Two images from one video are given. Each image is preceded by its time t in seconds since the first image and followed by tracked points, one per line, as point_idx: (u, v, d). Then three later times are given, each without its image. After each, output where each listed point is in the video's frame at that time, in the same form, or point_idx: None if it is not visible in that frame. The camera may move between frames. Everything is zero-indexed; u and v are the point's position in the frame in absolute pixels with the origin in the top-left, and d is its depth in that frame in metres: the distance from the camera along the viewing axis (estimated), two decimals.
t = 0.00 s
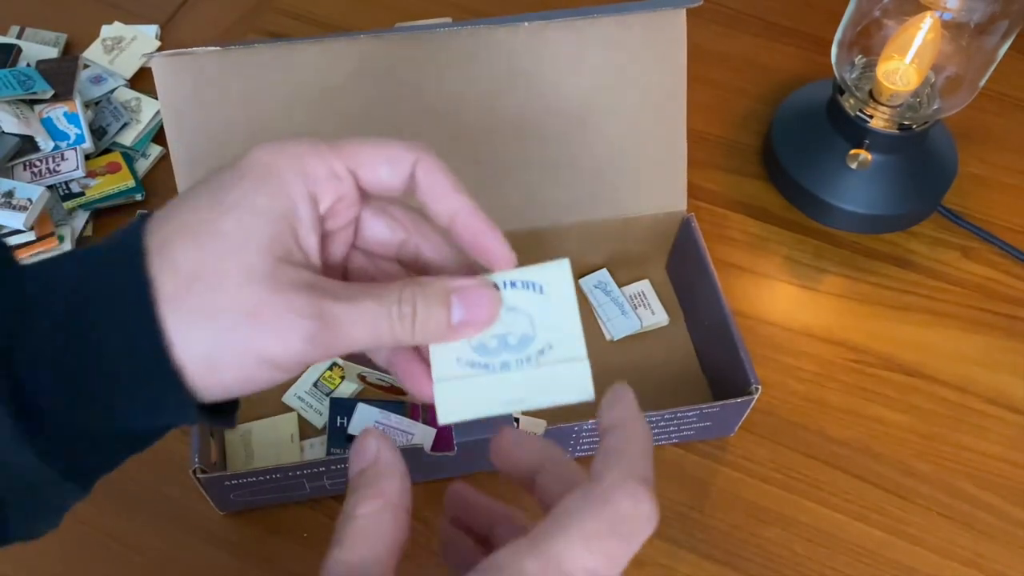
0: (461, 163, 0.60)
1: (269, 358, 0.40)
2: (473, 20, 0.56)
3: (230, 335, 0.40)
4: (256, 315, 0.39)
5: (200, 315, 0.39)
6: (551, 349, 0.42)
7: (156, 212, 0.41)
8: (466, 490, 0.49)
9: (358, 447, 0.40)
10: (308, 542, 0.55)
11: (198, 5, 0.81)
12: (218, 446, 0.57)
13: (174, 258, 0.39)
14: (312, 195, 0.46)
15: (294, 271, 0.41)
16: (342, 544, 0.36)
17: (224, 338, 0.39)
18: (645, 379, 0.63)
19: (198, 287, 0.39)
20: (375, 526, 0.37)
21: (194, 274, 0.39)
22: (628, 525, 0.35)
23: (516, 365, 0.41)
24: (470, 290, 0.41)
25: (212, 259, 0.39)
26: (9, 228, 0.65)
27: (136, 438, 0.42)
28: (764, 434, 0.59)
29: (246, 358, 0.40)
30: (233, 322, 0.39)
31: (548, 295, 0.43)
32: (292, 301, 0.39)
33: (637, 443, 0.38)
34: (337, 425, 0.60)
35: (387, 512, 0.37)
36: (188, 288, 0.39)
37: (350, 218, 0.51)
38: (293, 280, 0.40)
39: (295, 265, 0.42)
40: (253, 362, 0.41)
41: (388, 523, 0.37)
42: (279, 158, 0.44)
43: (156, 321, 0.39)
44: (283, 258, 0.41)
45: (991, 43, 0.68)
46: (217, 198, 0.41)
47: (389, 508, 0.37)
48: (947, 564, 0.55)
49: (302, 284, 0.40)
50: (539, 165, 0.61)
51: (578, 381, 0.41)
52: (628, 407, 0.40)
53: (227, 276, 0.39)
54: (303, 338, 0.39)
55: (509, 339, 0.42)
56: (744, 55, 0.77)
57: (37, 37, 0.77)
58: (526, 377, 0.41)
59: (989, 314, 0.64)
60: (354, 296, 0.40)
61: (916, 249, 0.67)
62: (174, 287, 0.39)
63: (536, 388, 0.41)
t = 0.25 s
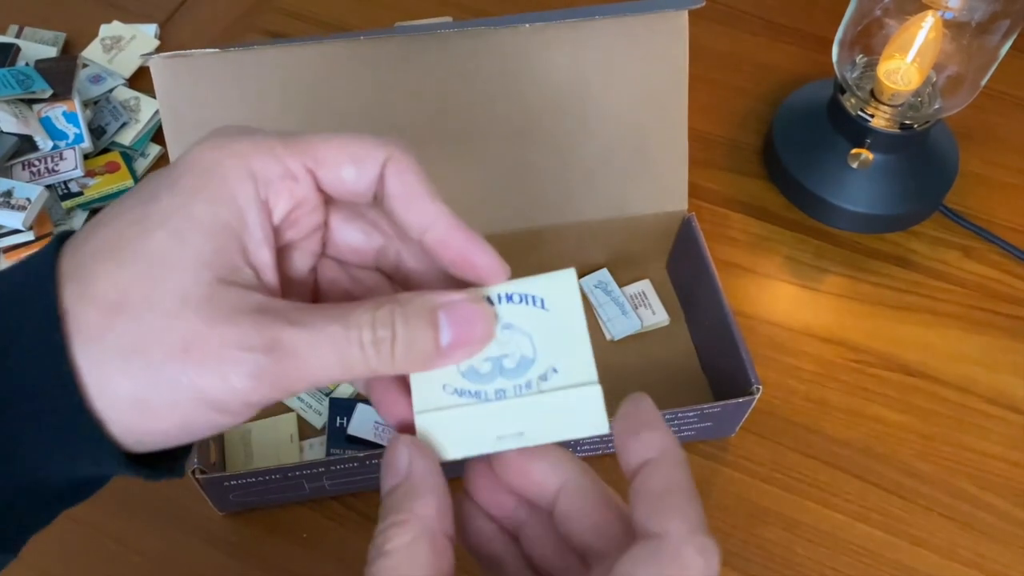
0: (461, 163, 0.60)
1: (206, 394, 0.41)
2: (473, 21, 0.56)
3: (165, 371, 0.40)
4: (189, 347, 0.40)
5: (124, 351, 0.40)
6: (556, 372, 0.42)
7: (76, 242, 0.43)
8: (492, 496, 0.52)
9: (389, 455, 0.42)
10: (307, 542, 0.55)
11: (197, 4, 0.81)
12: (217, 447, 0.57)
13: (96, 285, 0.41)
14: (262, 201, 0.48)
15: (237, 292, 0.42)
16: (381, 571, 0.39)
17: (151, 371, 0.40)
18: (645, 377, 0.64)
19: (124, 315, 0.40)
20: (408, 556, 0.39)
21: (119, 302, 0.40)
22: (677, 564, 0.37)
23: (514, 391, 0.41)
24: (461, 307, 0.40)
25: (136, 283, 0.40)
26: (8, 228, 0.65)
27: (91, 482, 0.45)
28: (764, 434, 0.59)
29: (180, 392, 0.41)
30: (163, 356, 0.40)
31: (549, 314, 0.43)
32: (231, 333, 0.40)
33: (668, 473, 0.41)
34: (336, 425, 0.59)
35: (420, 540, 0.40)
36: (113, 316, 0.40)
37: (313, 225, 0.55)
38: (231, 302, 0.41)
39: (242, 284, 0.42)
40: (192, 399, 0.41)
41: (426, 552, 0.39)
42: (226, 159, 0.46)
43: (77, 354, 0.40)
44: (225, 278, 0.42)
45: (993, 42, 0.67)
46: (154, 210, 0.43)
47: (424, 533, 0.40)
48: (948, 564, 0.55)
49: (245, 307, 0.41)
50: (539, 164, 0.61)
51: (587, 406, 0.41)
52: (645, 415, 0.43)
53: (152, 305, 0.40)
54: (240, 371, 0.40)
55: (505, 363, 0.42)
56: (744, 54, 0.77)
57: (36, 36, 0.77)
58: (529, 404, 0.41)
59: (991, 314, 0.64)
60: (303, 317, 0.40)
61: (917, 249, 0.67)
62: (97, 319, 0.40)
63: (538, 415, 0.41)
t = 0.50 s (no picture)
0: (460, 163, 0.60)
1: (161, 415, 0.40)
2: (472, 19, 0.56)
3: (117, 390, 0.39)
4: (144, 362, 0.39)
5: (76, 366, 0.39)
6: (571, 362, 0.41)
7: (38, 265, 0.43)
8: (494, 492, 0.53)
9: (392, 441, 0.43)
10: (305, 544, 0.55)
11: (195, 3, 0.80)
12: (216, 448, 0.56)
13: (52, 303, 0.41)
14: (235, 210, 0.47)
15: (200, 305, 0.41)
16: (388, 568, 0.40)
17: (103, 389, 0.39)
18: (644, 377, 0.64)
19: (78, 330, 0.40)
20: (411, 550, 0.40)
21: (75, 317, 0.40)
22: (704, 550, 0.39)
23: (528, 381, 0.41)
24: (443, 311, 0.39)
25: (93, 298, 0.40)
26: (5, 228, 0.64)
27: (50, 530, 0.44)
28: (765, 434, 0.59)
29: (131, 411, 0.40)
30: (114, 373, 0.39)
31: (564, 297, 0.42)
32: (187, 343, 0.39)
33: (682, 459, 0.42)
34: (336, 426, 0.59)
35: (424, 533, 0.41)
36: (67, 331, 0.40)
37: (294, 238, 0.54)
38: (188, 314, 0.40)
39: (206, 299, 0.42)
40: (147, 421, 0.40)
41: (431, 548, 0.40)
42: (196, 172, 0.45)
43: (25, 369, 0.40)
44: (187, 291, 0.42)
45: (996, 41, 0.67)
46: (116, 226, 0.43)
47: (427, 526, 0.41)
48: (950, 566, 0.54)
49: (203, 319, 0.40)
50: (539, 164, 0.60)
51: (603, 396, 0.41)
52: (653, 400, 0.44)
53: (109, 317, 0.40)
54: (195, 385, 0.39)
55: (517, 351, 0.41)
56: (745, 53, 0.76)
57: (34, 34, 0.77)
58: (544, 394, 0.40)
59: (993, 314, 0.63)
60: (271, 331, 0.39)
61: (919, 249, 0.66)
62: (52, 333, 0.40)
63: (550, 408, 0.41)
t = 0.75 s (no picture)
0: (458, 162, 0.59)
1: (95, 390, 0.41)
2: (470, 17, 0.55)
3: (50, 363, 0.41)
4: (74, 335, 0.40)
5: (10, 340, 0.41)
6: (571, 315, 0.42)
7: None
8: (464, 447, 0.53)
9: (373, 377, 0.42)
10: (303, 545, 0.54)
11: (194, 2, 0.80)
12: (213, 449, 0.57)
13: None
14: (166, 198, 0.48)
15: (142, 283, 0.42)
16: (377, 508, 0.38)
17: (37, 361, 0.41)
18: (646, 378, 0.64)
19: (14, 307, 0.41)
20: (404, 491, 0.39)
21: (12, 295, 0.42)
22: (695, 528, 0.38)
23: (522, 325, 0.42)
24: (370, 287, 0.40)
25: (30, 275, 0.42)
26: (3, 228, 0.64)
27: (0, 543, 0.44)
28: (766, 434, 0.59)
29: (63, 385, 0.41)
30: (46, 346, 0.40)
31: (573, 246, 0.42)
32: (122, 315, 0.40)
33: (665, 431, 0.42)
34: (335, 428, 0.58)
35: (416, 475, 0.39)
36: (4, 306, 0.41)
37: (238, 234, 0.53)
38: (128, 290, 0.41)
39: (143, 278, 0.43)
40: (82, 395, 0.41)
41: (424, 489, 0.39)
42: (132, 162, 0.47)
43: None
44: (125, 270, 0.43)
45: (997, 41, 0.67)
46: (55, 212, 0.44)
47: (419, 467, 0.40)
48: (951, 566, 0.54)
49: (138, 296, 0.41)
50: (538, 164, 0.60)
51: (595, 353, 0.42)
52: (645, 364, 0.43)
53: (47, 293, 0.41)
54: (133, 357, 0.39)
55: (517, 294, 0.42)
56: (746, 52, 0.76)
57: (31, 33, 0.76)
58: (537, 340, 0.42)
59: (994, 314, 0.63)
60: (210, 310, 0.40)
61: (921, 249, 0.66)
62: None
63: (540, 354, 0.42)
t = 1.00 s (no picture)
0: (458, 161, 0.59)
1: (104, 383, 0.41)
2: (471, 17, 0.55)
3: (57, 359, 0.40)
4: (83, 328, 0.40)
5: (17, 336, 0.40)
6: (580, 309, 0.41)
7: None
8: (464, 437, 0.53)
9: (377, 365, 0.42)
10: (303, 545, 0.54)
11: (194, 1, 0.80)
12: (213, 449, 0.57)
13: None
14: (166, 193, 0.47)
15: (149, 276, 0.42)
16: (382, 501, 0.38)
17: (45, 357, 0.40)
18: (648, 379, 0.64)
19: (20, 303, 0.41)
20: (407, 484, 0.38)
21: (17, 291, 0.41)
22: (694, 527, 0.38)
23: (529, 318, 0.41)
24: (377, 275, 0.40)
25: (37, 271, 0.41)
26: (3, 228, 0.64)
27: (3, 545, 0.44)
28: (766, 434, 0.58)
29: (72, 378, 0.40)
30: (54, 342, 0.40)
31: (585, 240, 0.41)
32: (130, 308, 0.40)
33: (666, 428, 0.42)
34: (334, 427, 0.58)
35: (421, 466, 0.39)
36: (10, 302, 0.41)
37: (235, 234, 0.53)
38: (134, 284, 0.41)
39: (149, 271, 0.43)
40: (91, 389, 0.41)
41: (428, 481, 0.39)
42: (133, 156, 0.47)
43: None
44: (133, 263, 0.43)
45: (997, 40, 0.67)
46: (58, 208, 0.44)
47: (423, 458, 0.39)
48: (951, 566, 0.54)
49: (146, 290, 0.41)
50: (538, 165, 0.60)
51: (601, 349, 0.42)
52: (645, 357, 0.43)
53: (54, 288, 0.41)
54: (143, 350, 0.39)
55: (526, 285, 0.41)
56: (746, 52, 0.76)
57: (31, 33, 0.76)
58: (544, 334, 0.41)
59: (994, 313, 0.63)
60: (217, 302, 0.40)
61: (921, 249, 0.66)
62: None
63: (549, 346, 0.41)
